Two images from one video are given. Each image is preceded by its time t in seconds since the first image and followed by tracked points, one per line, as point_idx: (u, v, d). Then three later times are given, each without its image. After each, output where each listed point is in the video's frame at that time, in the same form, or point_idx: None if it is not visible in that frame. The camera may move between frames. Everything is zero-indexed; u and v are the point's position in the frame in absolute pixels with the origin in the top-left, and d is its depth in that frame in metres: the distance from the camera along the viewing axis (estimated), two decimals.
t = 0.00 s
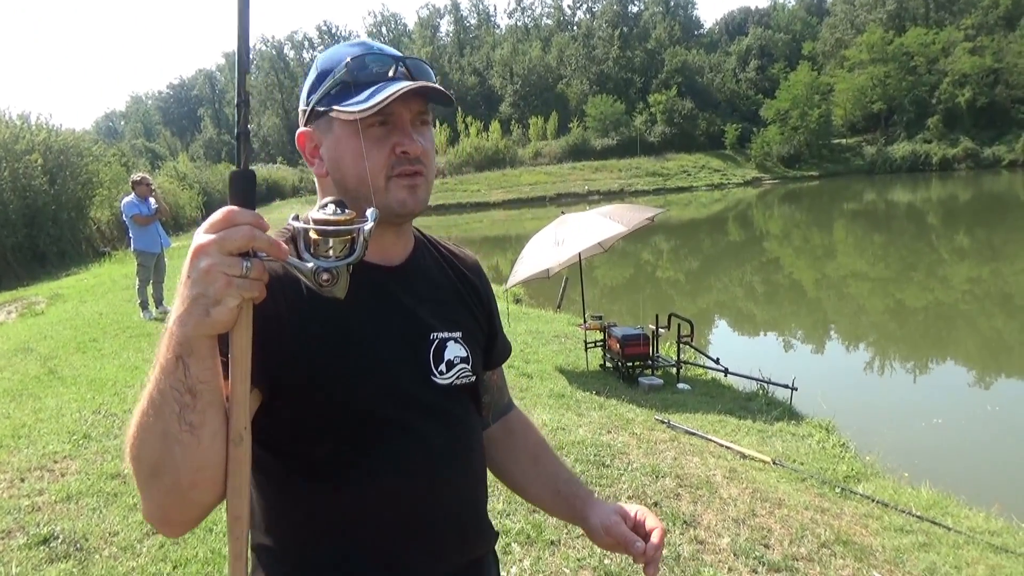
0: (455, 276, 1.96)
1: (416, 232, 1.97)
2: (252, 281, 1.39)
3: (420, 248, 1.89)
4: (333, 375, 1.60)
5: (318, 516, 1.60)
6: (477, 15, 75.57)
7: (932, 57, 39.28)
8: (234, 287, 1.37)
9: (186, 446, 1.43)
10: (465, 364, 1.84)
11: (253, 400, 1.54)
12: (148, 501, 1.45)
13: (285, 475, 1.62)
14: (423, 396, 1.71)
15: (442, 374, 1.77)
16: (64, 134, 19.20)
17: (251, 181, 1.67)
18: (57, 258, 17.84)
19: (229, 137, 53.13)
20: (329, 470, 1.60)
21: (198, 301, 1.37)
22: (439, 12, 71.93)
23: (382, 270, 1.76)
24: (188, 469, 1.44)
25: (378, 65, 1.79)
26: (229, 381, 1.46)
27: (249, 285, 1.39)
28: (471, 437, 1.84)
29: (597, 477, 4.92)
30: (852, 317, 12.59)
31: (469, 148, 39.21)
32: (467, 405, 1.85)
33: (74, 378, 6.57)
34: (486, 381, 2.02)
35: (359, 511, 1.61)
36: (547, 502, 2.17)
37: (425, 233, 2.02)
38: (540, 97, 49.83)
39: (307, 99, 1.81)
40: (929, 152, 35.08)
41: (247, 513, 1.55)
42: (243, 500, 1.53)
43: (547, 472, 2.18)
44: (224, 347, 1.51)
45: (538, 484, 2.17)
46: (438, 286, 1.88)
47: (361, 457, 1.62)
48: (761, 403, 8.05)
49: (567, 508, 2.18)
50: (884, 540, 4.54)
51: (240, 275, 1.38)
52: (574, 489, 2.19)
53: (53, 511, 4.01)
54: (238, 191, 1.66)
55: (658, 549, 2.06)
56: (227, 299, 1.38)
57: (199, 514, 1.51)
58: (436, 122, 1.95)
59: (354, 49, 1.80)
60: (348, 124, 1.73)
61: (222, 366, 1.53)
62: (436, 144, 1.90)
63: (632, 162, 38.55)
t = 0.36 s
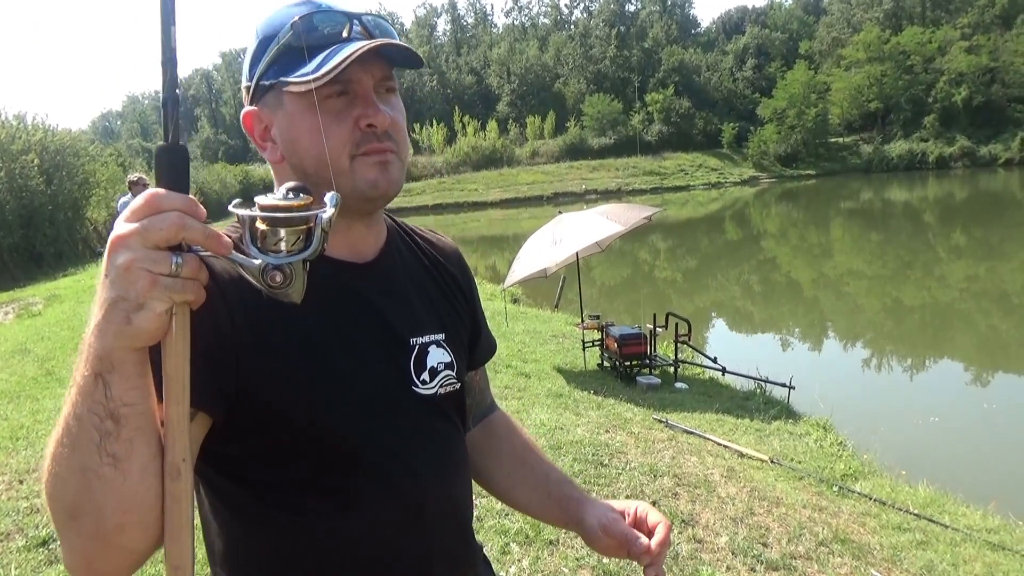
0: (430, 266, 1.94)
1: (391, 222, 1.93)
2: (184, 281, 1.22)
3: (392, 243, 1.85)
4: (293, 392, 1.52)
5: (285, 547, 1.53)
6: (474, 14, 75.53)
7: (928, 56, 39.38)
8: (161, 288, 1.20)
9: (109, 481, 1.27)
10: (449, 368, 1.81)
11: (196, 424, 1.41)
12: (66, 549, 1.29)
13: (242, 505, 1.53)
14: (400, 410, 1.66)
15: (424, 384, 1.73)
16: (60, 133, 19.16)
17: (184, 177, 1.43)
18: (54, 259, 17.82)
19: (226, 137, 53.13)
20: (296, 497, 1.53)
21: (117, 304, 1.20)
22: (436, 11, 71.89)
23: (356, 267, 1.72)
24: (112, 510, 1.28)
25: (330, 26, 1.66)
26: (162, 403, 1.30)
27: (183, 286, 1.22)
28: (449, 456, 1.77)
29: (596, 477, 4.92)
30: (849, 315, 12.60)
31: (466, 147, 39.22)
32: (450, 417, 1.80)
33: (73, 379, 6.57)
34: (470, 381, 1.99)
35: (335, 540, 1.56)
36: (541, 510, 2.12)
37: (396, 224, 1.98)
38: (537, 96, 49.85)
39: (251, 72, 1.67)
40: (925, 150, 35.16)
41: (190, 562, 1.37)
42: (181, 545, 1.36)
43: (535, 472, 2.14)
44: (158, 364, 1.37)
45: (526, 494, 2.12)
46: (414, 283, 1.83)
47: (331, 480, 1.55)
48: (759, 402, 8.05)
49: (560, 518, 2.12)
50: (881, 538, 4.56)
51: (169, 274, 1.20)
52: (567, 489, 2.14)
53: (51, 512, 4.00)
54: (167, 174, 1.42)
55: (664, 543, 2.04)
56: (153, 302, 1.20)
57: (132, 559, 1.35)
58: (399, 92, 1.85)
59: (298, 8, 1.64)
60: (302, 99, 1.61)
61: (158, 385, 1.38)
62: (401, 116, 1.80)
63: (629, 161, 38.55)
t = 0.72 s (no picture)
0: (460, 280, 1.94)
1: (421, 232, 1.96)
2: (220, 286, 1.33)
3: (422, 252, 1.88)
4: (307, 396, 1.56)
5: (297, 547, 1.56)
6: (480, 23, 75.87)
7: (935, 64, 39.36)
8: (198, 291, 1.31)
9: (148, 470, 1.38)
10: (472, 379, 1.81)
11: (231, 420, 1.51)
12: (111, 530, 1.40)
13: (263, 503, 1.58)
14: (423, 417, 1.68)
15: (447, 393, 1.74)
16: (70, 143, 19.30)
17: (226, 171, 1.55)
18: (63, 267, 17.93)
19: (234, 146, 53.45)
20: (313, 496, 1.56)
21: (158, 305, 1.31)
22: (443, 21, 72.24)
23: (383, 275, 1.76)
24: (147, 495, 1.38)
25: (343, 44, 1.73)
26: (196, 398, 1.39)
27: (219, 290, 1.33)
28: (471, 462, 1.78)
29: (602, 487, 4.91)
30: (857, 324, 12.57)
31: (473, 156, 39.32)
32: (475, 430, 1.81)
33: (80, 388, 6.60)
34: (501, 397, 2.02)
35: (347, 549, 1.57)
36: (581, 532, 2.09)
37: (427, 234, 2.00)
38: (543, 105, 50.01)
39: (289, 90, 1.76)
40: (933, 159, 35.07)
41: (217, 548, 1.48)
42: (213, 531, 1.47)
43: (567, 484, 2.12)
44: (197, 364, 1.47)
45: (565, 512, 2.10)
46: (440, 295, 1.85)
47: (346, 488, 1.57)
48: (766, 412, 8.03)
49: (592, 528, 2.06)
50: (890, 550, 4.53)
51: (206, 279, 1.31)
52: (596, 498, 2.10)
53: (61, 520, 4.03)
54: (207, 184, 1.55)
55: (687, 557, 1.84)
56: (189, 304, 1.31)
57: (168, 541, 1.45)
58: (422, 103, 1.89)
59: (317, 32, 1.74)
60: (314, 113, 1.71)
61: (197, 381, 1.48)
62: (420, 126, 1.85)
63: (635, 170, 38.57)
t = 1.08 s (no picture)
0: (491, 298, 2.02)
1: (458, 255, 2.06)
2: (264, 283, 1.43)
3: (458, 273, 1.96)
4: (334, 383, 1.66)
5: (324, 528, 1.65)
6: (488, 35, 76.21)
7: (942, 77, 39.32)
8: (244, 287, 1.42)
9: (193, 440, 1.49)
10: (490, 392, 1.86)
11: (266, 407, 1.63)
12: (159, 495, 1.51)
13: (297, 483, 1.68)
14: (441, 419, 1.75)
15: (464, 401, 1.81)
16: (80, 152, 19.44)
17: (273, 189, 1.71)
18: (71, 276, 18.01)
19: (243, 156, 53.75)
20: (336, 480, 1.65)
21: (210, 298, 1.43)
22: (451, 32, 72.59)
23: (414, 289, 1.85)
24: (193, 465, 1.50)
25: (427, 85, 1.88)
26: (238, 382, 1.51)
27: (261, 288, 1.43)
28: (487, 468, 1.85)
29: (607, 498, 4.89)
30: (863, 336, 12.54)
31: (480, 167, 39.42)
32: (488, 434, 1.86)
33: (87, 396, 6.62)
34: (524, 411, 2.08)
35: (364, 529, 1.65)
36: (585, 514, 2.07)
37: (466, 257, 2.10)
38: (550, 116, 50.13)
39: (375, 109, 1.91)
40: (940, 171, 34.95)
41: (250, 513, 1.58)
42: (247, 495, 1.57)
43: (577, 464, 2.17)
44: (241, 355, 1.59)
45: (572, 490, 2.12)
46: (464, 308, 1.91)
47: (367, 474, 1.66)
48: (772, 424, 8.02)
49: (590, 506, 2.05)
50: (897, 564, 4.50)
51: (252, 276, 1.42)
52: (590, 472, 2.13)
53: (67, 528, 4.04)
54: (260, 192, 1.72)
55: (659, 487, 1.86)
56: (236, 298, 1.42)
57: (207, 507, 1.56)
58: (481, 149, 2.03)
59: (410, 70, 1.93)
60: (386, 135, 1.87)
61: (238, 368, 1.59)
62: (472, 170, 1.98)
63: (642, 181, 38.60)
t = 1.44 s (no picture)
0: (491, 304, 2.03)
1: (454, 262, 2.07)
2: (274, 285, 1.44)
3: (453, 278, 1.97)
4: (334, 383, 1.67)
5: (324, 532, 1.65)
6: (488, 41, 76.39)
7: (940, 86, 39.46)
8: (255, 288, 1.43)
9: (201, 440, 1.49)
10: (487, 393, 1.86)
11: (270, 408, 1.63)
12: (162, 495, 1.51)
13: (296, 489, 1.68)
14: (439, 424, 1.75)
15: (461, 401, 1.81)
16: (80, 155, 19.44)
17: (286, 196, 1.74)
18: (69, 279, 17.98)
19: (242, 160, 53.81)
20: (335, 484, 1.66)
21: (221, 298, 1.43)
22: (451, 39, 72.77)
23: (411, 293, 1.85)
24: (201, 465, 1.50)
25: (435, 101, 1.88)
26: (244, 383, 1.51)
27: (271, 289, 1.44)
28: (486, 471, 1.85)
29: (605, 504, 4.87)
30: (862, 344, 12.54)
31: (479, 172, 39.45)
32: (489, 439, 1.87)
33: (84, 399, 6.61)
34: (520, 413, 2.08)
35: (363, 532, 1.65)
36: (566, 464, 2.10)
37: (462, 265, 2.12)
38: (550, 123, 50.22)
39: (375, 122, 1.92)
40: (938, 180, 35.04)
41: (252, 514, 1.57)
42: (249, 498, 1.56)
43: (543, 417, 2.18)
44: (246, 359, 1.60)
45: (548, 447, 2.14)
46: (461, 312, 1.93)
47: (367, 476, 1.66)
48: (770, 431, 8.01)
49: (570, 448, 2.08)
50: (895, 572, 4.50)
51: (263, 278, 1.43)
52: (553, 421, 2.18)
53: (64, 531, 4.03)
54: (269, 200, 1.74)
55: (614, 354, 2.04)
56: (248, 298, 1.43)
57: (209, 507, 1.56)
58: (482, 165, 2.03)
59: (418, 84, 1.92)
60: (394, 149, 1.85)
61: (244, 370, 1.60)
62: (474, 184, 1.98)
63: (641, 188, 38.66)
